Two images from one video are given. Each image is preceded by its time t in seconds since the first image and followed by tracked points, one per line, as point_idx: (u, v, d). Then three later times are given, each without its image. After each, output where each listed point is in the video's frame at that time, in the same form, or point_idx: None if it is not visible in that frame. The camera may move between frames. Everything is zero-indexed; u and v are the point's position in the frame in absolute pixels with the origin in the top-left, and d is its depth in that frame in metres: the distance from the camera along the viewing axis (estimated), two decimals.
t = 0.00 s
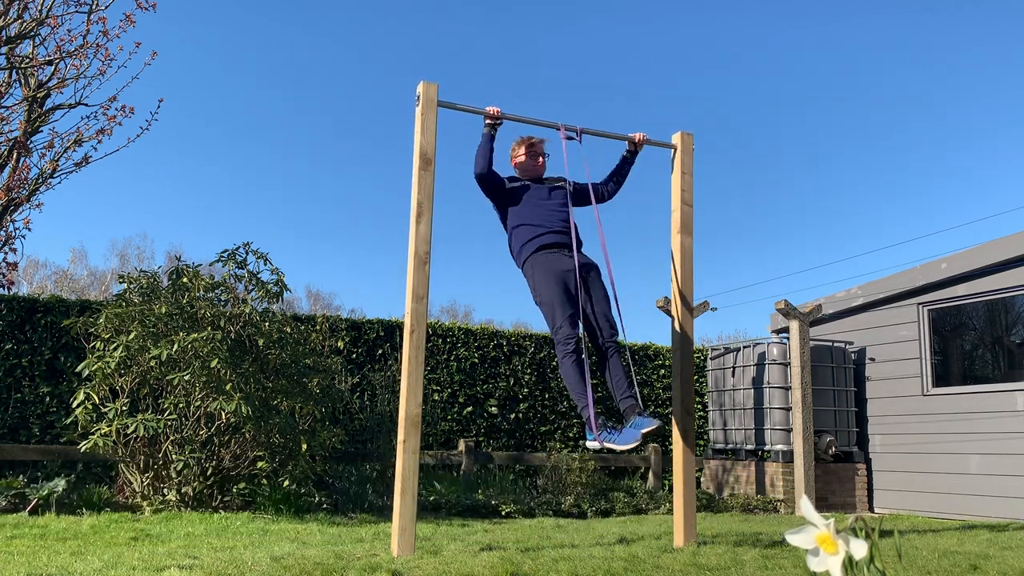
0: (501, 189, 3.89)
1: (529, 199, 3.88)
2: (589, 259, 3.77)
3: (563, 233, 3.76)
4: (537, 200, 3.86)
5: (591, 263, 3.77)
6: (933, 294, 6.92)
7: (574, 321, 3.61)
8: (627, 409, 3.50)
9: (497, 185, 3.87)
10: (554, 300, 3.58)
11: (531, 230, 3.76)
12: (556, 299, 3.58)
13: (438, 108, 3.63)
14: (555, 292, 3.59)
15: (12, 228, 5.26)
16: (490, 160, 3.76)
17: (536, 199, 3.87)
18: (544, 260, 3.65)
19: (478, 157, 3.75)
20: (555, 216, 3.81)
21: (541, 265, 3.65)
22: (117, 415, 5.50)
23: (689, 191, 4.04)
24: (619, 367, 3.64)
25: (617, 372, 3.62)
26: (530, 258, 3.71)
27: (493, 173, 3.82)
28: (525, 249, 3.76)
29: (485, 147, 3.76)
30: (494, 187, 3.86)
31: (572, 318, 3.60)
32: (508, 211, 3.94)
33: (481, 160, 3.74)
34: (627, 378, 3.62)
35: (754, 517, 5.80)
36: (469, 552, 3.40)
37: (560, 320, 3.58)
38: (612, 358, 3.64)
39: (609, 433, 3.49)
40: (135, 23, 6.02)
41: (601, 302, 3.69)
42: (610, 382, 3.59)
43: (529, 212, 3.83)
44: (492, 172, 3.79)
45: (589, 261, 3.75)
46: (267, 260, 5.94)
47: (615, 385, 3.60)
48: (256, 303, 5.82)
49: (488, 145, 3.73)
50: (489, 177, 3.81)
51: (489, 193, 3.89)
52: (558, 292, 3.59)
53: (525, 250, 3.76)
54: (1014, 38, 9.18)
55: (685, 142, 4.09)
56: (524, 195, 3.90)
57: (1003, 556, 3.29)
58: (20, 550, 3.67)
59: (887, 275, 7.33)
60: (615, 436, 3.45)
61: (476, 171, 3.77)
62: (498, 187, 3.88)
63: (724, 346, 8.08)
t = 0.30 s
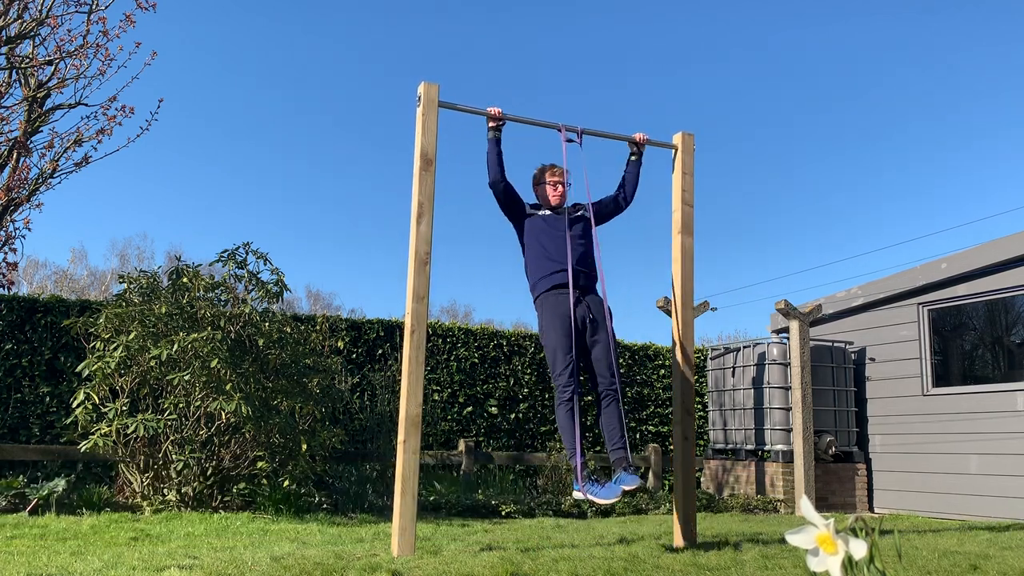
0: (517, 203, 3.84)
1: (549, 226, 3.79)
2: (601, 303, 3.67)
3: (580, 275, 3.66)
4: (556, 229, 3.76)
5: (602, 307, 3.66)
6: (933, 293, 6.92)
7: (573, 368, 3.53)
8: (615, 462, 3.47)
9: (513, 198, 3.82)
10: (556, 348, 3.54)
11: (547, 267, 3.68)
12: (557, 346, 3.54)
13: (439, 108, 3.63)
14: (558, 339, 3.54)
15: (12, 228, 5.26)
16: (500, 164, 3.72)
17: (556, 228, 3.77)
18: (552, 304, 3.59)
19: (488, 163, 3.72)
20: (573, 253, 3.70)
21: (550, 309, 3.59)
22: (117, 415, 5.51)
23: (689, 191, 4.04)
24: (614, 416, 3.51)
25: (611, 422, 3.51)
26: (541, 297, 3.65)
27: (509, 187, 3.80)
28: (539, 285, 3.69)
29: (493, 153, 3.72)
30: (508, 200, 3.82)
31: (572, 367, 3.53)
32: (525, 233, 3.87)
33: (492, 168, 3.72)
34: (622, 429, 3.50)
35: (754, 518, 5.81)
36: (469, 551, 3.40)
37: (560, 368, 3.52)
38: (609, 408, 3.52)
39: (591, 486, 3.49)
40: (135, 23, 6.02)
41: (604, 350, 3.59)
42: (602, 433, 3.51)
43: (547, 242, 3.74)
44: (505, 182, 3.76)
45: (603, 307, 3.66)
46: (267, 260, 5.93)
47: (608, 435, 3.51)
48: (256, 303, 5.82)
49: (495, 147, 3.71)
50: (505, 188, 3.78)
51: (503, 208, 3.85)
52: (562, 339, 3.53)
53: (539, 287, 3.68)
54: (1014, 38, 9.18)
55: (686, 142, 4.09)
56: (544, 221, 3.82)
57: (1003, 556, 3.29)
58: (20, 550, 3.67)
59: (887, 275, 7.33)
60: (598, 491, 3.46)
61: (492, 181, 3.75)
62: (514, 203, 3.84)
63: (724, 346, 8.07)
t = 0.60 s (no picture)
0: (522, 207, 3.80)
1: (555, 237, 3.76)
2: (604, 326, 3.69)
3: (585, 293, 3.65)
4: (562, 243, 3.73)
5: (604, 332, 3.68)
6: (933, 293, 6.92)
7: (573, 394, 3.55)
8: (603, 489, 3.59)
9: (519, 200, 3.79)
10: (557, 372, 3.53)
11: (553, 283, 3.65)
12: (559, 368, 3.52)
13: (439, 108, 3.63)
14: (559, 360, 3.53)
15: (12, 228, 5.26)
16: (503, 164, 3.70)
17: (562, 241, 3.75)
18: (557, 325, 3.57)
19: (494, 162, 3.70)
20: (580, 272, 3.69)
21: (553, 331, 3.58)
22: (117, 415, 5.51)
23: (689, 191, 4.04)
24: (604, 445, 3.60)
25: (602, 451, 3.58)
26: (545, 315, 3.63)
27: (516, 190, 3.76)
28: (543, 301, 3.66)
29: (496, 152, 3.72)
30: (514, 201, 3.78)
31: (572, 392, 3.54)
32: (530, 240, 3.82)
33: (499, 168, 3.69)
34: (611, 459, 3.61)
35: (754, 518, 5.81)
36: (469, 551, 3.40)
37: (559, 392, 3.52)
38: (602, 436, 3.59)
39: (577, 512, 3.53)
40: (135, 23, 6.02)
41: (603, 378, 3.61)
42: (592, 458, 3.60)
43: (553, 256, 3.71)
44: (511, 183, 3.74)
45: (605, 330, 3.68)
46: (267, 260, 5.94)
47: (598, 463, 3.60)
48: (256, 303, 5.82)
49: (496, 148, 3.71)
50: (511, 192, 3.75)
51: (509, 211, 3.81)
52: (563, 363, 3.53)
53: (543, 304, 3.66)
54: (1014, 38, 9.18)
55: (686, 142, 4.09)
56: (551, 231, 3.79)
57: (1004, 556, 3.29)
58: (20, 550, 3.67)
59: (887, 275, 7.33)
60: (583, 520, 3.51)
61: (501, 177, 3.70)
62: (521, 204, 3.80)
63: (724, 346, 8.08)
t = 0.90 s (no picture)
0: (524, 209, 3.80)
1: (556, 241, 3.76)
2: (601, 337, 3.74)
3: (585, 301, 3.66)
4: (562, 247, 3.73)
5: (601, 342, 3.75)
6: (933, 293, 6.92)
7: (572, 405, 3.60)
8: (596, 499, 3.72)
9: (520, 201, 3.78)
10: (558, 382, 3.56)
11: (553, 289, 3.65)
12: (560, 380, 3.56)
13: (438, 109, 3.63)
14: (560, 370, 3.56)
15: (12, 228, 5.26)
16: (502, 165, 3.70)
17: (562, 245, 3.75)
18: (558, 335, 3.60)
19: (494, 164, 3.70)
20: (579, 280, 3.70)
21: (554, 342, 3.60)
22: (117, 415, 5.51)
23: (688, 191, 4.04)
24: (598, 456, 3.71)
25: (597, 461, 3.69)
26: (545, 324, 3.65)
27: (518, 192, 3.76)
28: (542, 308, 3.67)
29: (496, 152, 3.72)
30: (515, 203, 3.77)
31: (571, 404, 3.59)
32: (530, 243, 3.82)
33: (499, 170, 3.69)
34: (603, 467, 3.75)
35: (754, 517, 5.81)
36: (469, 552, 3.40)
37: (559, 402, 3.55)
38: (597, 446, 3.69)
39: (574, 521, 3.61)
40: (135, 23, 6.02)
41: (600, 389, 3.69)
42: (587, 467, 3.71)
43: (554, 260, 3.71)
44: (512, 184, 3.73)
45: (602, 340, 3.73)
46: (267, 260, 5.94)
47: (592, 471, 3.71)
48: (256, 303, 5.82)
49: (496, 150, 3.71)
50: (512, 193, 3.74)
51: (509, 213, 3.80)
52: (564, 374, 3.57)
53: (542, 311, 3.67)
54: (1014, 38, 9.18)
55: (685, 142, 4.09)
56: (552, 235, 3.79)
57: (1004, 556, 3.29)
58: (20, 550, 3.67)
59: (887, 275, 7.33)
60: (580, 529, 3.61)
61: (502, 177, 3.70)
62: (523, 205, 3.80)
63: (724, 346, 8.08)
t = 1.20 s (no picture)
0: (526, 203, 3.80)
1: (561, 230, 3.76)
2: (602, 320, 3.74)
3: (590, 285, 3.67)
4: (567, 234, 3.73)
5: (602, 327, 3.74)
6: (933, 294, 6.92)
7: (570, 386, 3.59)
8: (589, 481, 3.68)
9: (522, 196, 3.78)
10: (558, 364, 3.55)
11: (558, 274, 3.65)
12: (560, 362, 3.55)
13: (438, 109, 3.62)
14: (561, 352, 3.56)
15: (12, 228, 5.26)
16: (502, 164, 3.70)
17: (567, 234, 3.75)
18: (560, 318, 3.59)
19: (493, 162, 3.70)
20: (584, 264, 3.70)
21: (555, 324, 3.59)
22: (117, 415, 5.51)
23: (688, 191, 4.04)
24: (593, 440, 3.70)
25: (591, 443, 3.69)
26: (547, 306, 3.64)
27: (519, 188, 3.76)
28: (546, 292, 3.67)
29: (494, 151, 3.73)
30: (517, 200, 3.77)
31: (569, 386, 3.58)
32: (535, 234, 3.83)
33: (497, 170, 3.69)
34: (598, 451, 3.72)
35: (754, 517, 5.81)
36: (469, 552, 3.40)
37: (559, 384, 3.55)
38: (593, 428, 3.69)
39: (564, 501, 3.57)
40: (135, 23, 6.02)
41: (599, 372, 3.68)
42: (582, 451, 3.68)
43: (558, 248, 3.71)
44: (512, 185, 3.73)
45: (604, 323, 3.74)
46: (267, 260, 5.95)
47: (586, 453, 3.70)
48: (256, 303, 5.82)
49: (495, 150, 3.71)
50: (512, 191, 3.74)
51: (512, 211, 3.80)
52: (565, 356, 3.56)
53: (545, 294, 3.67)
54: (1014, 38, 9.18)
55: (685, 143, 4.09)
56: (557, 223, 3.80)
57: (1004, 556, 3.29)
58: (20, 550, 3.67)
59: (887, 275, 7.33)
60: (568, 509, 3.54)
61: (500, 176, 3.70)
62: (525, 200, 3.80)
63: (724, 346, 8.08)
